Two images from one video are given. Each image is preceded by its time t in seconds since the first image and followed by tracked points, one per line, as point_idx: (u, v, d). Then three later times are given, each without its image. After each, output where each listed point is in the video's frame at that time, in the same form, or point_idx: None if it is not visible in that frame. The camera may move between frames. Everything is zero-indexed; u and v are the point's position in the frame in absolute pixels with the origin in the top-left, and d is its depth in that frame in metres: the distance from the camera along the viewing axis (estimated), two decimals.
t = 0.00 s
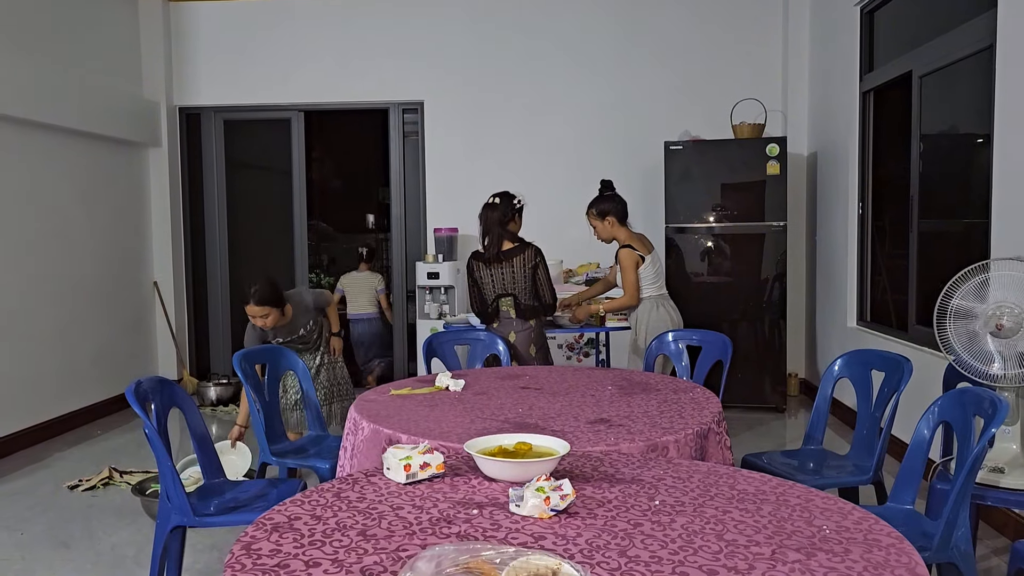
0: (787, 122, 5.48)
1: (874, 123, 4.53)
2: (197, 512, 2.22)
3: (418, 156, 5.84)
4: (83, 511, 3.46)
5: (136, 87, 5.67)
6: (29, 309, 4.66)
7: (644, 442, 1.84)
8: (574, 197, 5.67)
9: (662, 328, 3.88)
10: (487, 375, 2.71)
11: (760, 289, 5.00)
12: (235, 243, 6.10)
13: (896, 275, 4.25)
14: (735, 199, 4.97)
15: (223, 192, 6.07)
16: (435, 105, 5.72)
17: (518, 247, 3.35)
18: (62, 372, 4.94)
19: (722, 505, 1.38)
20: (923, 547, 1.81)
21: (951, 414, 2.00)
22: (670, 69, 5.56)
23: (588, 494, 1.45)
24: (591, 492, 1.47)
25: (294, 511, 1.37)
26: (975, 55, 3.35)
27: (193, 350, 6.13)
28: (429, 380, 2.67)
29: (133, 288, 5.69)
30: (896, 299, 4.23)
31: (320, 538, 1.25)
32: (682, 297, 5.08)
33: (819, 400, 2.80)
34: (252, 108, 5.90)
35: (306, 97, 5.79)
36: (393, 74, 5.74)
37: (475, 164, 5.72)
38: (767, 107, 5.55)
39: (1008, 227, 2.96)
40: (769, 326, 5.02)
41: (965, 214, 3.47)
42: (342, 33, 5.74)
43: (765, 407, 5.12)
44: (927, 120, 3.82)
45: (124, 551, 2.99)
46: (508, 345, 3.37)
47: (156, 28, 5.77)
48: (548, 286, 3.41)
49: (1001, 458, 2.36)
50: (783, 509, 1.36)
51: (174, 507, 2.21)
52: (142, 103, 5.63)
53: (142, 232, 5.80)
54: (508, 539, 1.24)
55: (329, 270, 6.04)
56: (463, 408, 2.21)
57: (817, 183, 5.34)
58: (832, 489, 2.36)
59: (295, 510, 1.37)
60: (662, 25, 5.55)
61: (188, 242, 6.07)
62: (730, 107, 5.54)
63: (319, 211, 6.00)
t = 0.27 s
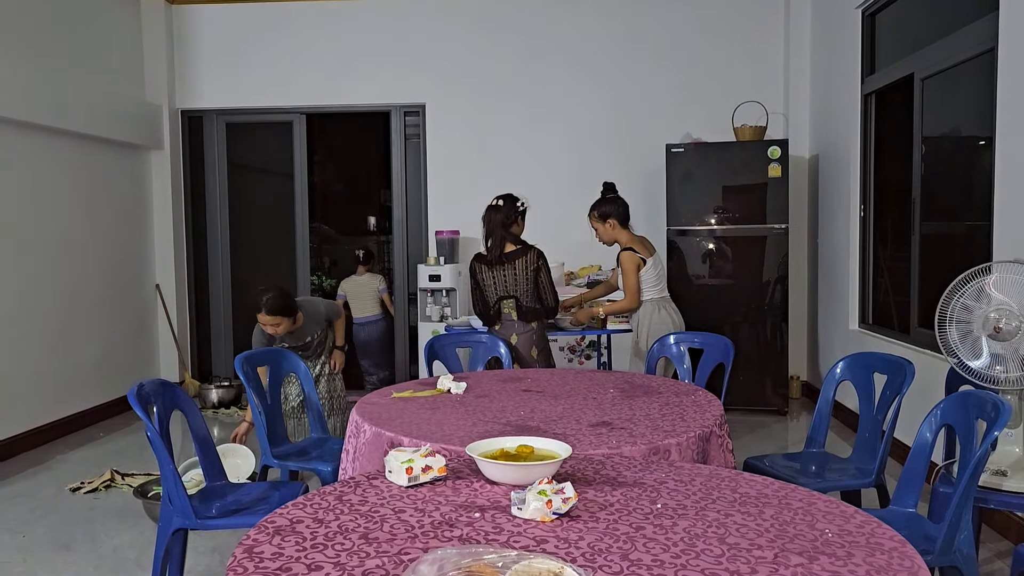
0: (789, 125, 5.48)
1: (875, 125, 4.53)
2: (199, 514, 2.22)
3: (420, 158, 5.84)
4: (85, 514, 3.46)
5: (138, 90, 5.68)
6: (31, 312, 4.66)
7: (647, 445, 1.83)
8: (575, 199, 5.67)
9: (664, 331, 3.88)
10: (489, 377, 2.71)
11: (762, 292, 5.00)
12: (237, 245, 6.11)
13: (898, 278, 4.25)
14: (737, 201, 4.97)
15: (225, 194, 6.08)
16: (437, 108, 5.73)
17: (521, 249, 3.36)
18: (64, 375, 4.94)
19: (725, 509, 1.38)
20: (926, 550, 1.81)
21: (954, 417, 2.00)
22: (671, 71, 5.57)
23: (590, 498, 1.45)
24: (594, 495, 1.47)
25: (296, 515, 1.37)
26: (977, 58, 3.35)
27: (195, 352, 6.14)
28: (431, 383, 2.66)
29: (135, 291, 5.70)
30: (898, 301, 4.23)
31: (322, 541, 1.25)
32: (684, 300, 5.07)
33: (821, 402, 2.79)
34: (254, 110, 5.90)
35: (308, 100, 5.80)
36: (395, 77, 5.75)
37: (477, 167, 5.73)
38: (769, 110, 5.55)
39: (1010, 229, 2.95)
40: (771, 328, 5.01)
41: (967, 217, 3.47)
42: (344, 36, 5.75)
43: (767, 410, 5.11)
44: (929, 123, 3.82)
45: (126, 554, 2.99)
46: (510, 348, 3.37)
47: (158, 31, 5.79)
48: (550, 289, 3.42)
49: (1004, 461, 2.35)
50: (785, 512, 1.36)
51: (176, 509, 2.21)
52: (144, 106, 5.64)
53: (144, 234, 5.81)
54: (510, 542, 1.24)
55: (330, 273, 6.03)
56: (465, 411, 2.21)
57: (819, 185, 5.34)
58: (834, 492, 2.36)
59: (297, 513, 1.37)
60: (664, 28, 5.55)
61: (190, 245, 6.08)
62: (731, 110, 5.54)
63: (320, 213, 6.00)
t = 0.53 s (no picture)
0: (791, 127, 5.48)
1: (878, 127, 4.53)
2: (200, 516, 2.22)
3: (422, 160, 5.85)
4: (87, 515, 3.46)
5: (140, 92, 5.69)
6: (34, 313, 4.67)
7: (648, 447, 1.83)
8: (577, 201, 5.67)
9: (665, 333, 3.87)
10: (490, 379, 2.71)
11: (764, 294, 4.99)
12: (239, 248, 6.11)
13: (900, 280, 4.24)
14: (739, 203, 4.96)
15: (227, 196, 6.08)
16: (439, 110, 5.73)
17: (524, 251, 3.35)
18: (66, 376, 4.95)
19: (726, 510, 1.38)
20: (928, 553, 1.80)
21: (956, 419, 1.99)
22: (673, 73, 5.57)
23: (591, 500, 1.45)
24: (595, 497, 1.47)
25: (298, 516, 1.37)
26: (979, 60, 3.34)
27: (197, 354, 6.14)
28: (433, 385, 2.66)
29: (137, 292, 5.71)
30: (900, 303, 4.22)
31: (323, 543, 1.25)
32: (686, 302, 5.07)
33: (823, 405, 2.79)
34: (256, 112, 5.91)
35: (310, 102, 5.81)
36: (396, 80, 5.75)
37: (479, 168, 5.73)
38: (771, 112, 5.54)
39: (1012, 231, 2.95)
40: (773, 330, 5.01)
41: (969, 218, 3.46)
42: (346, 37, 5.76)
43: (770, 412, 5.11)
44: (931, 125, 3.82)
45: (127, 556, 2.99)
46: (511, 350, 3.38)
47: (161, 33, 5.79)
48: (553, 291, 3.42)
49: (1006, 463, 2.35)
50: (787, 514, 1.36)
51: (177, 511, 2.21)
52: (146, 108, 5.65)
53: (146, 236, 5.81)
54: (512, 544, 1.24)
55: (332, 274, 6.03)
56: (467, 413, 2.21)
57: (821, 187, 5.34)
58: (836, 495, 2.35)
59: (298, 515, 1.37)
60: (665, 30, 5.55)
61: (192, 247, 6.08)
62: (733, 112, 5.54)
63: (322, 215, 6.00)
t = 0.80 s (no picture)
0: (792, 128, 5.47)
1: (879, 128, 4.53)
2: (200, 517, 2.22)
3: (423, 161, 5.85)
4: (87, 516, 3.46)
5: (142, 94, 5.69)
6: (35, 314, 4.68)
7: (648, 449, 1.83)
8: (578, 202, 5.67)
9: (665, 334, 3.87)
10: (491, 380, 2.70)
11: (765, 295, 4.99)
12: (241, 249, 6.11)
13: (902, 281, 4.24)
14: (740, 204, 4.96)
15: (228, 197, 6.08)
16: (440, 111, 5.73)
17: (526, 252, 3.35)
18: (68, 377, 4.95)
19: (727, 512, 1.37)
20: (929, 555, 1.80)
21: (957, 421, 1.99)
22: (675, 75, 5.57)
23: (591, 501, 1.44)
24: (595, 498, 1.46)
25: (297, 517, 1.37)
26: (981, 61, 3.34)
27: (198, 355, 6.15)
28: (434, 386, 2.66)
29: (139, 294, 5.71)
30: (902, 305, 4.22)
31: (323, 544, 1.25)
32: (687, 303, 5.07)
33: (824, 406, 2.79)
34: (257, 114, 5.92)
35: (311, 103, 5.81)
36: (398, 81, 5.76)
37: (480, 170, 5.73)
38: (772, 113, 5.54)
39: (1014, 233, 2.95)
40: (775, 332, 5.00)
41: (971, 219, 3.46)
42: (347, 39, 5.77)
43: (771, 414, 5.10)
44: (933, 126, 3.82)
45: (128, 557, 2.99)
46: (512, 350, 3.41)
47: (162, 34, 5.79)
48: (554, 293, 3.41)
49: (1008, 465, 2.35)
50: (787, 516, 1.35)
51: (177, 512, 2.21)
52: (148, 109, 5.65)
53: (147, 237, 5.81)
54: (512, 545, 1.24)
55: (333, 275, 6.03)
56: (467, 414, 2.21)
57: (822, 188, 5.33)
58: (837, 496, 2.34)
59: (298, 516, 1.37)
60: (667, 32, 5.55)
61: (194, 248, 6.09)
62: (734, 113, 5.54)
63: (323, 216, 6.01)
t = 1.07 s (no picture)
0: (794, 128, 5.47)
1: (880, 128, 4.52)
2: (201, 518, 2.21)
3: (424, 162, 5.85)
4: (88, 518, 3.46)
5: (142, 95, 5.69)
6: (36, 315, 4.68)
7: (649, 449, 1.83)
8: (579, 202, 5.67)
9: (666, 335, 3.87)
10: (492, 381, 2.70)
11: (767, 296, 4.99)
12: (242, 250, 6.11)
13: (903, 282, 4.23)
14: (741, 204, 4.95)
15: (229, 198, 6.08)
16: (441, 112, 5.73)
17: (527, 252, 3.35)
18: (69, 378, 4.95)
19: (727, 513, 1.37)
20: (932, 555, 1.79)
21: (959, 421, 1.98)
22: (676, 75, 5.56)
23: (592, 502, 1.44)
24: (595, 499, 1.46)
25: (297, 519, 1.36)
26: (982, 60, 3.33)
27: (200, 356, 6.15)
28: (434, 387, 2.66)
29: (140, 295, 5.71)
30: (903, 305, 4.21)
31: (322, 545, 1.25)
32: (688, 304, 5.06)
33: (826, 407, 2.78)
34: (258, 114, 5.92)
35: (312, 104, 5.81)
36: (398, 81, 5.75)
37: (481, 170, 5.73)
38: (773, 113, 5.54)
39: (1016, 233, 2.94)
40: (776, 332, 5.00)
41: (973, 220, 3.45)
42: (348, 39, 5.77)
43: (772, 414, 5.09)
44: (934, 125, 3.81)
45: (129, 558, 2.99)
46: (513, 351, 3.39)
47: (163, 35, 5.80)
48: (556, 294, 3.41)
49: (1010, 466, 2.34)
50: (788, 517, 1.35)
51: (177, 513, 2.21)
52: (149, 110, 5.66)
53: (148, 238, 5.81)
54: (511, 546, 1.24)
55: (335, 276, 6.04)
56: (467, 415, 2.21)
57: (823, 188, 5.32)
58: (839, 497, 2.34)
59: (297, 518, 1.37)
60: (668, 32, 5.55)
61: (195, 249, 6.09)
62: (735, 113, 5.53)
63: (325, 217, 6.01)
